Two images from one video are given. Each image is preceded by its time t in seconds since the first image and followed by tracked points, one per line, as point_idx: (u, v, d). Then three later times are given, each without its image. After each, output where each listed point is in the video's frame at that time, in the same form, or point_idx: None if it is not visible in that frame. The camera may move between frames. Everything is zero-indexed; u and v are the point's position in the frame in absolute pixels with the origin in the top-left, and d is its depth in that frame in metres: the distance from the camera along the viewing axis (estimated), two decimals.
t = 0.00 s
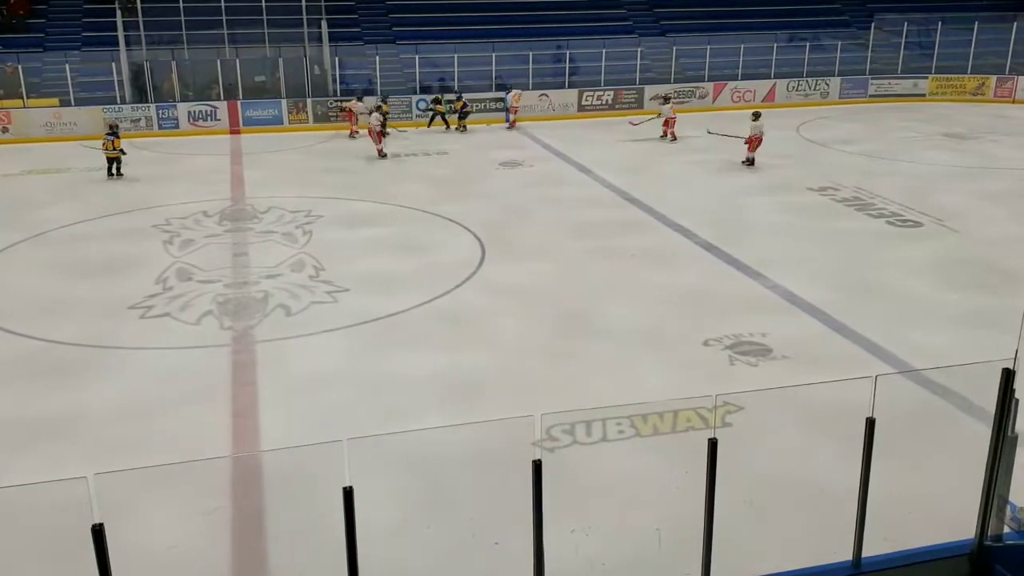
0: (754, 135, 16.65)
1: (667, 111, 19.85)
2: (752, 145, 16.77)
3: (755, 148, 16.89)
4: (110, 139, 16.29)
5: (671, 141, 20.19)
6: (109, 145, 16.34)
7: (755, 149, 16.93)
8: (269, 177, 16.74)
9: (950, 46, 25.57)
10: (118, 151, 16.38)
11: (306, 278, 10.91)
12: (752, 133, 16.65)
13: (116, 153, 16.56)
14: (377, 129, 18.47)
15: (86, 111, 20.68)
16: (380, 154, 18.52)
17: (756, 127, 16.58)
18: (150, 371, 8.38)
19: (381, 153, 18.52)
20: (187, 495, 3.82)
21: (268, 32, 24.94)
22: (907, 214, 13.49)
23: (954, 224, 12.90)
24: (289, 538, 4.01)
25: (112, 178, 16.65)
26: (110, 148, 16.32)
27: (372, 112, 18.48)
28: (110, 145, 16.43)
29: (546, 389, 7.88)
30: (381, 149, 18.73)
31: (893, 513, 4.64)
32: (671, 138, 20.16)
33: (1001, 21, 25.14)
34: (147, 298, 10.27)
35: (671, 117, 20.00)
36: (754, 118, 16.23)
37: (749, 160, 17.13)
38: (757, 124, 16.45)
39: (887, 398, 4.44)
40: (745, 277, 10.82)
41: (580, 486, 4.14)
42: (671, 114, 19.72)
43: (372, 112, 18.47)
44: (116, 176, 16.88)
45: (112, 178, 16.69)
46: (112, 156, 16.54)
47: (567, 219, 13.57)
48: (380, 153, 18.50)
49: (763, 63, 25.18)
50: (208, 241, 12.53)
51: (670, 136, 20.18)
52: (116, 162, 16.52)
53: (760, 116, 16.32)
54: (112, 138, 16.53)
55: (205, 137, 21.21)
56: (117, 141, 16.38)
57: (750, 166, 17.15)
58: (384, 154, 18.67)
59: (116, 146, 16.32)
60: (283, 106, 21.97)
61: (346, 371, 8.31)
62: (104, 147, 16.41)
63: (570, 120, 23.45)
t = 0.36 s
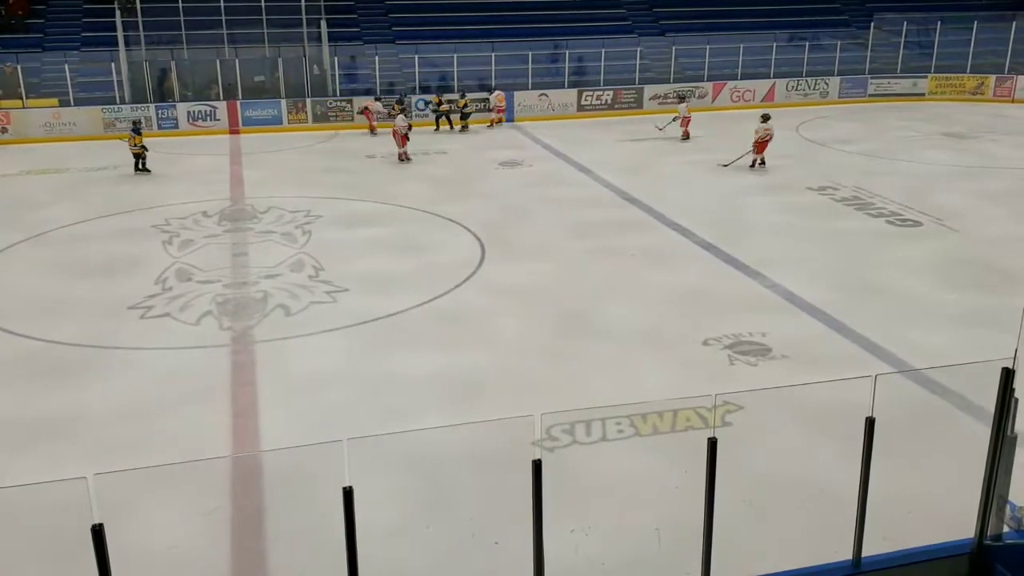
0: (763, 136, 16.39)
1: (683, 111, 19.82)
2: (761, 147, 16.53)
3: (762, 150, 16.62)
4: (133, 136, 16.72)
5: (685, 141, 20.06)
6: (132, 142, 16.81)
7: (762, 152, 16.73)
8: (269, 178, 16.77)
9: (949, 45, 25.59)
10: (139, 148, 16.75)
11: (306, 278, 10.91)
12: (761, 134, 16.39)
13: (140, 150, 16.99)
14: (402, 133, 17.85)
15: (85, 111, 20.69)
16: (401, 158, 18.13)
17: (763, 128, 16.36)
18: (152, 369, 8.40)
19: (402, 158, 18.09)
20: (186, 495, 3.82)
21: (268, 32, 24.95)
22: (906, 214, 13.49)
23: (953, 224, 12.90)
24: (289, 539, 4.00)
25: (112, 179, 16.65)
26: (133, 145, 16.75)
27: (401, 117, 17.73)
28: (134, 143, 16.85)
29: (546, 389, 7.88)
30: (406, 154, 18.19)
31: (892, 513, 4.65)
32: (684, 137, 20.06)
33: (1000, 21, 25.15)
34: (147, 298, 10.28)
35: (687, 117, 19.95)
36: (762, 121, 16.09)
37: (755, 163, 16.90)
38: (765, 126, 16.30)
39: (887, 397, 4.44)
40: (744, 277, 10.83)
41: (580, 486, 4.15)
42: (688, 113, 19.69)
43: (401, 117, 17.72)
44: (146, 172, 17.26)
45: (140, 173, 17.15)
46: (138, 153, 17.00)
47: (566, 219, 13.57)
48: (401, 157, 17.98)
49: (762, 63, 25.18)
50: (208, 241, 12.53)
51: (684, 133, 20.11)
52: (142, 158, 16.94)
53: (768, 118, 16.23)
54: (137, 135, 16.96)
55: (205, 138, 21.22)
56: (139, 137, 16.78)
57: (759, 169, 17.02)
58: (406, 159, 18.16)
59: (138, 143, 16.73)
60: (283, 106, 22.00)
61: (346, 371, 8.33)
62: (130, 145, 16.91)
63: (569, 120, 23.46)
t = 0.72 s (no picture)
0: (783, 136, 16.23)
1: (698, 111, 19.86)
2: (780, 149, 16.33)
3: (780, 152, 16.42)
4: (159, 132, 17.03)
5: (705, 141, 19.93)
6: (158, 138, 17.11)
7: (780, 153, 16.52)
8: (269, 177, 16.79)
9: (949, 45, 25.57)
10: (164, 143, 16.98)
11: (307, 278, 10.91)
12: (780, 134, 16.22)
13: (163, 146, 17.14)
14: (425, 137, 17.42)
15: (84, 110, 20.65)
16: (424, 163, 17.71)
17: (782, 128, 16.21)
18: (152, 369, 8.41)
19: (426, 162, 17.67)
20: (186, 495, 3.81)
21: (268, 32, 24.96)
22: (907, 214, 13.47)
23: (954, 224, 12.89)
24: (290, 539, 3.99)
25: (112, 179, 16.64)
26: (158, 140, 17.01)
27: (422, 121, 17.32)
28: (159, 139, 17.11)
29: (546, 389, 7.88)
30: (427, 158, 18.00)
31: (891, 512, 4.64)
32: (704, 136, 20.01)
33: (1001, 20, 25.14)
34: (147, 298, 10.28)
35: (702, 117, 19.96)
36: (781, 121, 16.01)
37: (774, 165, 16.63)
38: (783, 126, 16.19)
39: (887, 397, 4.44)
40: (744, 276, 10.82)
41: (580, 486, 4.14)
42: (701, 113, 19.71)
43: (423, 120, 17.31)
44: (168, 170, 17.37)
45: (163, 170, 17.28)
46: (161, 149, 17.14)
47: (566, 219, 13.55)
48: (422, 163, 17.57)
49: (762, 62, 25.18)
50: (208, 241, 12.53)
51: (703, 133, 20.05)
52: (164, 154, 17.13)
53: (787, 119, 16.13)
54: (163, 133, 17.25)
55: (205, 138, 21.22)
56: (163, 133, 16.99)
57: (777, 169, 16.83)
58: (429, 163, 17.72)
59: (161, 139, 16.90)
60: (283, 106, 22.01)
61: (346, 371, 8.33)
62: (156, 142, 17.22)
63: (569, 120, 23.45)
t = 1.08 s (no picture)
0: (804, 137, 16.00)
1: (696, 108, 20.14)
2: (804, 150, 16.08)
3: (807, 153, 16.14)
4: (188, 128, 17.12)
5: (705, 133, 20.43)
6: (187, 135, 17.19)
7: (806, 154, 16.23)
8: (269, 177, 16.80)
9: (949, 44, 25.52)
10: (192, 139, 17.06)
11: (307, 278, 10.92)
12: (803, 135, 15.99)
13: (190, 144, 17.24)
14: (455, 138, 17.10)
15: (84, 110, 20.62)
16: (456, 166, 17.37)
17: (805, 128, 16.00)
18: (152, 369, 8.41)
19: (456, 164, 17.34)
20: (185, 495, 3.81)
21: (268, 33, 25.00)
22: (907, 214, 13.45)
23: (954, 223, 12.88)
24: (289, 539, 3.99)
25: (112, 179, 16.63)
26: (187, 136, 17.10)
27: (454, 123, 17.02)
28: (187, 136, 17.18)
29: (546, 388, 7.88)
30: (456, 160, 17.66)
31: (891, 512, 4.65)
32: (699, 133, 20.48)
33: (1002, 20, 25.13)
34: (148, 297, 10.28)
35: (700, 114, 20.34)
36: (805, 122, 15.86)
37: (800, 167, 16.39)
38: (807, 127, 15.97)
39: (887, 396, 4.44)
40: (745, 276, 10.82)
41: (580, 485, 4.14)
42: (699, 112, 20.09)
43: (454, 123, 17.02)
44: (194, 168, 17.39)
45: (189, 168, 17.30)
46: (187, 147, 17.23)
47: (566, 219, 13.53)
48: (451, 166, 17.24)
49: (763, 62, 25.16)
50: (209, 241, 12.53)
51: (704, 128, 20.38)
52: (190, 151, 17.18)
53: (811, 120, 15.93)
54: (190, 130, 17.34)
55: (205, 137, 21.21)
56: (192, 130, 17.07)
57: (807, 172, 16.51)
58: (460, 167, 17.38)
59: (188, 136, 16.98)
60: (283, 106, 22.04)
61: (347, 370, 8.33)
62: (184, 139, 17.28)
63: (569, 120, 23.44)
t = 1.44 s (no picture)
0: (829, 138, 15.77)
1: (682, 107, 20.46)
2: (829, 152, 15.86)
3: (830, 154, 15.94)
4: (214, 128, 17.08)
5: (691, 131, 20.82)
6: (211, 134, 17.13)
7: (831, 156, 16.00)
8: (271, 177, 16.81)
9: (951, 42, 25.42)
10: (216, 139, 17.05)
11: (308, 277, 10.92)
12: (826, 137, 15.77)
13: (213, 143, 17.18)
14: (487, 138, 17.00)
15: (85, 110, 20.67)
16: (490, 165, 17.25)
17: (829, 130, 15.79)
18: (153, 369, 8.41)
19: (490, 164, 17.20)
20: (185, 495, 3.81)
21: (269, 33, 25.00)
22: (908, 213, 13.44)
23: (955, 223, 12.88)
24: (288, 540, 4.00)
25: (114, 179, 16.64)
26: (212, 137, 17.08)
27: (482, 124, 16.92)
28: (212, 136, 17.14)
29: (546, 388, 7.89)
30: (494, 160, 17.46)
31: (891, 511, 4.66)
32: (678, 130, 20.93)
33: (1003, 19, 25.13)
34: (149, 297, 10.28)
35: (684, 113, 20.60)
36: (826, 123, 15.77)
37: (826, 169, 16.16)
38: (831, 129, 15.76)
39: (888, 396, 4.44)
40: (746, 276, 10.82)
41: (581, 484, 4.15)
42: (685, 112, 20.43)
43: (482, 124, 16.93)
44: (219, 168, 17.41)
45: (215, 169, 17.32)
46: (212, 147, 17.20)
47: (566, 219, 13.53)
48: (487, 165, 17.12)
49: (764, 61, 25.14)
50: (210, 241, 12.53)
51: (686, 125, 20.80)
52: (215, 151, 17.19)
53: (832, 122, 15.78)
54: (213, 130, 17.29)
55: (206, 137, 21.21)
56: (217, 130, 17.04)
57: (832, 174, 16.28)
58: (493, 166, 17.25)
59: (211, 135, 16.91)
60: (284, 106, 22.06)
61: (347, 370, 8.33)
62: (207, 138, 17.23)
63: (570, 120, 23.44)
